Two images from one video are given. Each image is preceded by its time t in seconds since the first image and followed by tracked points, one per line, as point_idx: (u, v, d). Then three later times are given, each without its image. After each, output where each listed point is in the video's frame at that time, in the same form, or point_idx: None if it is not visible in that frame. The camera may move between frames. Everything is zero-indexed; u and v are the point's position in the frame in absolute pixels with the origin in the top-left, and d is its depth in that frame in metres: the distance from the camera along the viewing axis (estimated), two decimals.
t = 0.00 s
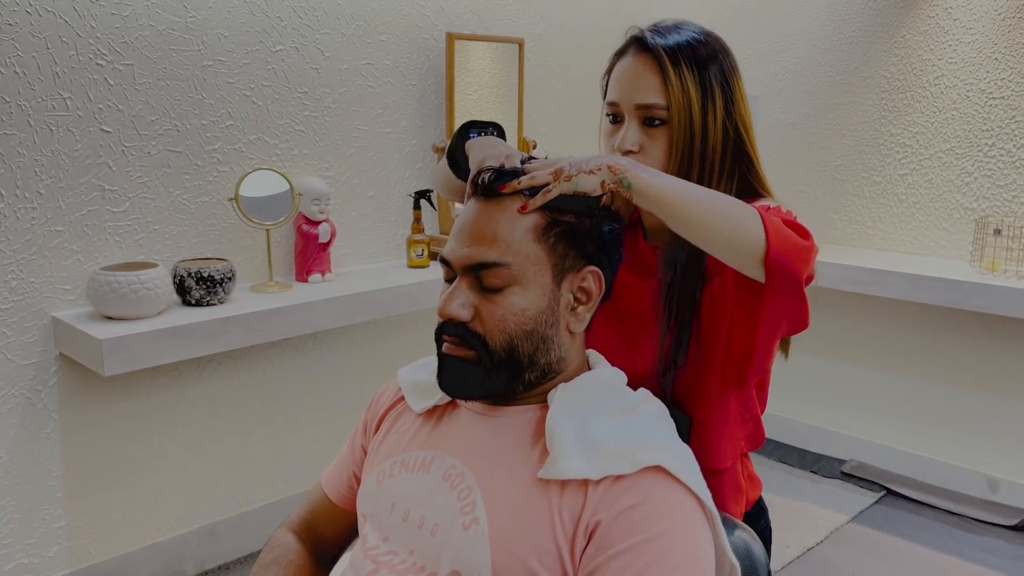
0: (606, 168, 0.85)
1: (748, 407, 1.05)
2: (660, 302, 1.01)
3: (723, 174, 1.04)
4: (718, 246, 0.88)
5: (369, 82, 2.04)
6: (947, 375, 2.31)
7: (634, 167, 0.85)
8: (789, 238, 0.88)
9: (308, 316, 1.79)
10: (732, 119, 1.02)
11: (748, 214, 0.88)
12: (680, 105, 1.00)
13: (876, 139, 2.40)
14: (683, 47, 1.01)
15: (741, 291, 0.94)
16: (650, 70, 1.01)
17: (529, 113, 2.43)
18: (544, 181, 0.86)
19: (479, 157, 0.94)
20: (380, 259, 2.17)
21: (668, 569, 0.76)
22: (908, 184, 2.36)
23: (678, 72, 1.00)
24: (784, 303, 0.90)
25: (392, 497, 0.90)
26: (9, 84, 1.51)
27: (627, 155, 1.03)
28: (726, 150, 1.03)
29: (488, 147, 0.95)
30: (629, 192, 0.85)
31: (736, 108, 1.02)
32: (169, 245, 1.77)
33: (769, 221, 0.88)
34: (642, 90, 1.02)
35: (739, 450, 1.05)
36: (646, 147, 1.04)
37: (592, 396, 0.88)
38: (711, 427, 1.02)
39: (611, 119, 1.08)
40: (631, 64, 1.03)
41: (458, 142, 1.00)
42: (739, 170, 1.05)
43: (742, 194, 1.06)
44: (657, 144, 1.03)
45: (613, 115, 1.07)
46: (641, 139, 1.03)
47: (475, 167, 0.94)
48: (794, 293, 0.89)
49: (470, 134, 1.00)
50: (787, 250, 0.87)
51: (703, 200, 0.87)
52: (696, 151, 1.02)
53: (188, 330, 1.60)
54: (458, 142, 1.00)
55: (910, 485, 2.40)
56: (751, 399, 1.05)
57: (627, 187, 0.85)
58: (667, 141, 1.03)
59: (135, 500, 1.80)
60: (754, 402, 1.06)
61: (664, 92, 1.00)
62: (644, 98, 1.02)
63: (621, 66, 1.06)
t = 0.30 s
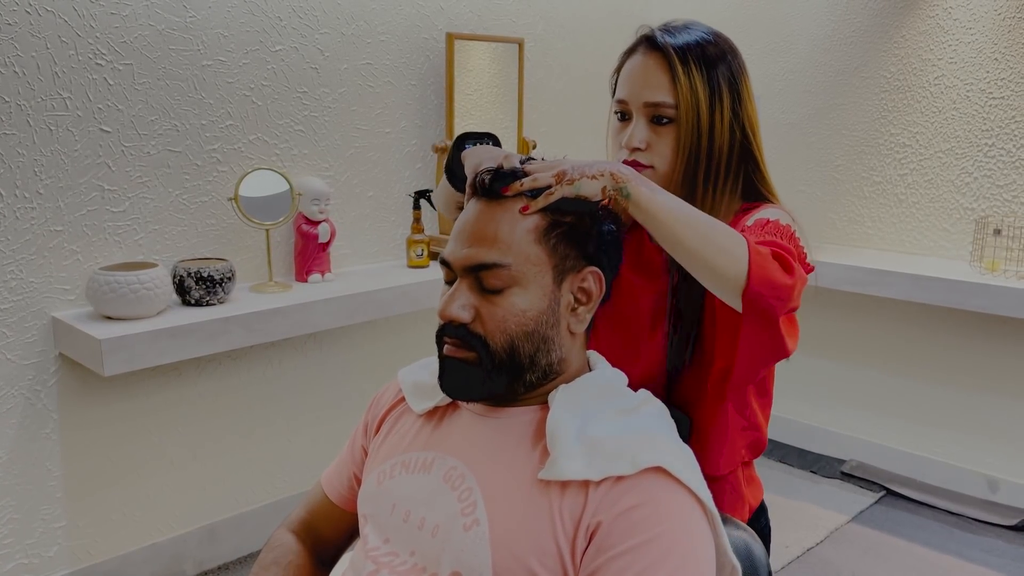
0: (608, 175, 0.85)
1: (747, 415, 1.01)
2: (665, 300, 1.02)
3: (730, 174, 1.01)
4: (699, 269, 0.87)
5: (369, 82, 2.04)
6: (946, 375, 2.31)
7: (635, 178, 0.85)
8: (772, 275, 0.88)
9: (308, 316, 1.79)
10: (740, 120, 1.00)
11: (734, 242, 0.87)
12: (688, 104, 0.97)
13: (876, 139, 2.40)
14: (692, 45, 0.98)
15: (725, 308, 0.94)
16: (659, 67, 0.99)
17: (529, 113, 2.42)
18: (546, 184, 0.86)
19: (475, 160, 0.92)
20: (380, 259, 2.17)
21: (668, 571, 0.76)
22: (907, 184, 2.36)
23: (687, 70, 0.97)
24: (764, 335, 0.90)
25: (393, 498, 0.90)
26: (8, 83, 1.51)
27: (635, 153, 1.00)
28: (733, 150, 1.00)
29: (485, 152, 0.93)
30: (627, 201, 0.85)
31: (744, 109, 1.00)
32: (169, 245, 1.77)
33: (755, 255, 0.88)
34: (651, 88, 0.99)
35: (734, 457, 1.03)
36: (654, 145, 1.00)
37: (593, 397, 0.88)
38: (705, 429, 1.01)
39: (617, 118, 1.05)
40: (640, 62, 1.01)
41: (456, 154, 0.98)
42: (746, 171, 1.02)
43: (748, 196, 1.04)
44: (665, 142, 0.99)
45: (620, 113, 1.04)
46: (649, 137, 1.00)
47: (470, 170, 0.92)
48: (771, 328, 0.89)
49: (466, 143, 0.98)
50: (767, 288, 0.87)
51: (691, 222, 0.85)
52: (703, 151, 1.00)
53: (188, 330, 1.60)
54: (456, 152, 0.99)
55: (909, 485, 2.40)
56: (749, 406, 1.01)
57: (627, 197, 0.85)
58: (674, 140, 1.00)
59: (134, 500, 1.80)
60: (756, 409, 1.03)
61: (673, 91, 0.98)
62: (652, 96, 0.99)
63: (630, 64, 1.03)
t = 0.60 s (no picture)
0: (617, 190, 0.84)
1: (752, 411, 1.04)
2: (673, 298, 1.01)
3: (737, 170, 1.02)
4: (712, 272, 0.87)
5: (369, 82, 2.04)
6: (946, 375, 2.31)
7: (643, 190, 0.85)
8: (788, 277, 0.88)
9: (308, 315, 1.79)
10: (747, 118, 1.00)
11: (746, 246, 0.87)
12: (696, 102, 0.98)
13: (876, 139, 2.40)
14: (699, 44, 0.99)
15: (738, 309, 0.94)
16: (667, 67, 0.99)
17: (529, 113, 2.42)
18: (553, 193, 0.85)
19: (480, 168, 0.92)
20: (380, 259, 2.17)
21: (670, 571, 0.76)
22: (908, 184, 2.36)
23: (694, 69, 0.97)
24: (783, 338, 0.91)
25: (393, 498, 0.90)
26: (9, 83, 1.50)
27: (642, 151, 1.00)
28: (740, 147, 1.01)
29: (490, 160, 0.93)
30: (635, 213, 0.85)
31: (750, 108, 1.00)
32: (169, 245, 1.77)
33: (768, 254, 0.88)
34: (659, 87, 0.99)
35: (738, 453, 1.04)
36: (661, 142, 1.00)
37: (594, 398, 0.88)
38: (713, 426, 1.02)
39: (624, 115, 1.05)
40: (647, 61, 1.01)
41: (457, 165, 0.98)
42: (753, 168, 1.02)
43: (754, 192, 1.04)
44: (671, 139, 1.00)
45: (627, 111, 1.04)
46: (656, 134, 1.00)
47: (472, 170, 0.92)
48: (788, 330, 0.91)
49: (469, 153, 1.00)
50: (782, 289, 0.88)
51: (703, 227, 0.86)
52: (710, 147, 1.00)
53: (187, 330, 1.60)
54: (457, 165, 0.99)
55: (909, 485, 2.39)
56: (755, 402, 1.04)
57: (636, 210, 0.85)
58: (681, 137, 1.00)
59: (134, 500, 1.80)
60: (760, 406, 1.05)
61: (680, 89, 0.98)
62: (660, 95, 0.99)
63: (637, 62, 1.03)
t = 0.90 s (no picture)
0: (633, 185, 0.88)
1: (771, 402, 1.09)
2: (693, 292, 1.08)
3: (756, 164, 1.08)
4: (721, 265, 0.92)
5: (370, 81, 2.04)
6: (947, 375, 2.31)
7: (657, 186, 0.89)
8: (795, 268, 0.92)
9: (309, 315, 1.79)
10: (765, 113, 1.07)
11: (753, 238, 0.92)
12: (715, 102, 1.05)
13: (877, 139, 2.40)
14: (717, 45, 1.05)
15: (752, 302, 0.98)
16: (687, 68, 1.06)
17: (529, 112, 2.42)
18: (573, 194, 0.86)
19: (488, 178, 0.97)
20: (380, 259, 2.17)
21: (672, 570, 0.75)
22: (909, 183, 2.36)
23: (713, 69, 1.04)
24: (795, 328, 0.95)
25: (393, 499, 0.90)
26: (10, 82, 1.51)
27: (665, 150, 1.09)
28: (758, 141, 1.08)
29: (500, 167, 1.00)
30: (649, 207, 0.90)
31: (768, 103, 1.07)
32: (170, 244, 1.77)
33: (776, 247, 0.93)
34: (678, 88, 1.07)
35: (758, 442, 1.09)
36: (682, 141, 1.08)
37: (594, 398, 0.88)
38: (731, 413, 1.08)
39: (647, 116, 1.13)
40: (667, 63, 1.08)
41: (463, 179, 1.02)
42: (772, 161, 1.09)
43: (774, 184, 1.10)
44: (692, 138, 1.08)
45: (649, 112, 1.12)
46: (677, 134, 1.08)
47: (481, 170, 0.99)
48: (800, 320, 0.94)
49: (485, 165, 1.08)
50: (790, 280, 0.92)
51: (709, 221, 0.91)
52: (729, 143, 1.07)
53: (188, 330, 1.60)
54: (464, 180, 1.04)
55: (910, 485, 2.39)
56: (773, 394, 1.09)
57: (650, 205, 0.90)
58: (702, 135, 1.08)
59: (135, 500, 1.80)
60: (779, 397, 1.10)
61: (700, 89, 1.05)
62: (680, 96, 1.07)
63: (657, 64, 1.10)
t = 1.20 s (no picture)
0: (635, 188, 0.90)
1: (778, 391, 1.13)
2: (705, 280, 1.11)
3: (772, 163, 1.12)
4: (719, 263, 0.95)
5: (371, 81, 2.04)
6: (948, 375, 2.31)
7: (658, 188, 0.93)
8: (787, 267, 0.96)
9: (310, 314, 1.79)
10: (780, 114, 1.10)
11: (749, 238, 0.95)
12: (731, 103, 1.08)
13: (878, 139, 2.40)
14: (732, 47, 1.08)
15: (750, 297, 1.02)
16: (704, 71, 1.09)
17: (530, 112, 2.42)
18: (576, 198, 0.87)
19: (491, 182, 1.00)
20: (381, 258, 2.17)
21: (675, 570, 0.75)
22: (910, 183, 2.36)
23: (730, 71, 1.07)
24: (789, 324, 0.99)
25: (395, 499, 0.90)
26: (11, 81, 1.50)
27: (683, 151, 1.11)
28: (774, 141, 1.11)
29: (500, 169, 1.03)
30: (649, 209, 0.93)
31: (783, 104, 1.10)
32: (171, 244, 1.77)
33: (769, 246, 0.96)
34: (696, 90, 1.09)
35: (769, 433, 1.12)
36: (700, 142, 1.11)
37: (597, 398, 0.88)
38: (741, 401, 1.12)
39: (665, 118, 1.16)
40: (684, 65, 1.11)
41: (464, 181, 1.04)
42: (786, 160, 1.12)
43: (790, 183, 1.13)
44: (710, 139, 1.11)
45: (667, 115, 1.15)
46: (695, 135, 1.11)
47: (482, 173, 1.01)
48: (792, 317, 0.98)
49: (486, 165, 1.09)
50: (781, 277, 0.96)
51: (711, 221, 0.94)
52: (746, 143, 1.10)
53: (189, 329, 1.60)
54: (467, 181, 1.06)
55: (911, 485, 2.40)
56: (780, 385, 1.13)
57: (650, 206, 0.93)
58: (719, 136, 1.11)
59: (136, 499, 1.80)
60: (785, 389, 1.14)
61: (717, 91, 1.08)
62: (697, 98, 1.10)
63: (674, 66, 1.13)
